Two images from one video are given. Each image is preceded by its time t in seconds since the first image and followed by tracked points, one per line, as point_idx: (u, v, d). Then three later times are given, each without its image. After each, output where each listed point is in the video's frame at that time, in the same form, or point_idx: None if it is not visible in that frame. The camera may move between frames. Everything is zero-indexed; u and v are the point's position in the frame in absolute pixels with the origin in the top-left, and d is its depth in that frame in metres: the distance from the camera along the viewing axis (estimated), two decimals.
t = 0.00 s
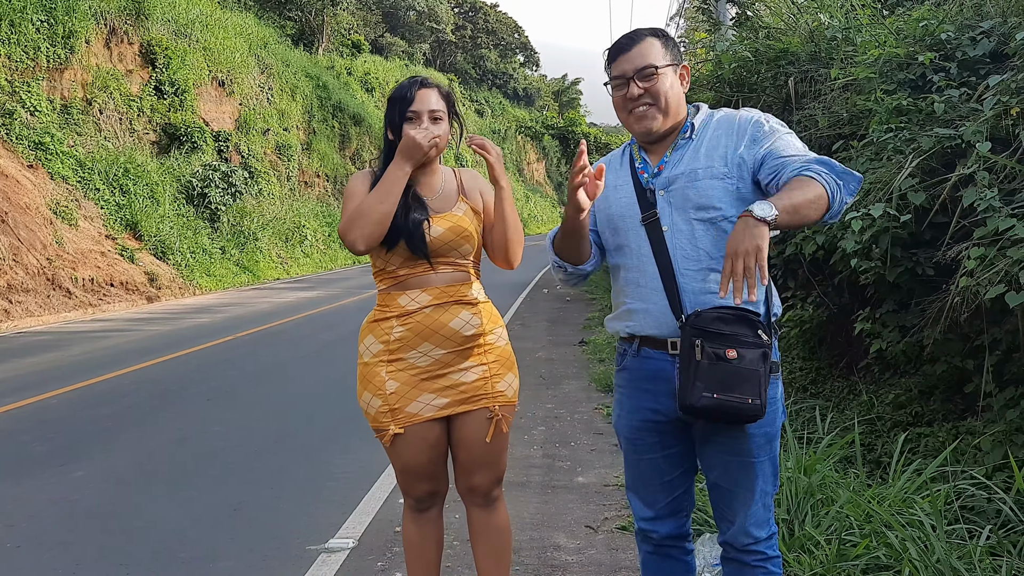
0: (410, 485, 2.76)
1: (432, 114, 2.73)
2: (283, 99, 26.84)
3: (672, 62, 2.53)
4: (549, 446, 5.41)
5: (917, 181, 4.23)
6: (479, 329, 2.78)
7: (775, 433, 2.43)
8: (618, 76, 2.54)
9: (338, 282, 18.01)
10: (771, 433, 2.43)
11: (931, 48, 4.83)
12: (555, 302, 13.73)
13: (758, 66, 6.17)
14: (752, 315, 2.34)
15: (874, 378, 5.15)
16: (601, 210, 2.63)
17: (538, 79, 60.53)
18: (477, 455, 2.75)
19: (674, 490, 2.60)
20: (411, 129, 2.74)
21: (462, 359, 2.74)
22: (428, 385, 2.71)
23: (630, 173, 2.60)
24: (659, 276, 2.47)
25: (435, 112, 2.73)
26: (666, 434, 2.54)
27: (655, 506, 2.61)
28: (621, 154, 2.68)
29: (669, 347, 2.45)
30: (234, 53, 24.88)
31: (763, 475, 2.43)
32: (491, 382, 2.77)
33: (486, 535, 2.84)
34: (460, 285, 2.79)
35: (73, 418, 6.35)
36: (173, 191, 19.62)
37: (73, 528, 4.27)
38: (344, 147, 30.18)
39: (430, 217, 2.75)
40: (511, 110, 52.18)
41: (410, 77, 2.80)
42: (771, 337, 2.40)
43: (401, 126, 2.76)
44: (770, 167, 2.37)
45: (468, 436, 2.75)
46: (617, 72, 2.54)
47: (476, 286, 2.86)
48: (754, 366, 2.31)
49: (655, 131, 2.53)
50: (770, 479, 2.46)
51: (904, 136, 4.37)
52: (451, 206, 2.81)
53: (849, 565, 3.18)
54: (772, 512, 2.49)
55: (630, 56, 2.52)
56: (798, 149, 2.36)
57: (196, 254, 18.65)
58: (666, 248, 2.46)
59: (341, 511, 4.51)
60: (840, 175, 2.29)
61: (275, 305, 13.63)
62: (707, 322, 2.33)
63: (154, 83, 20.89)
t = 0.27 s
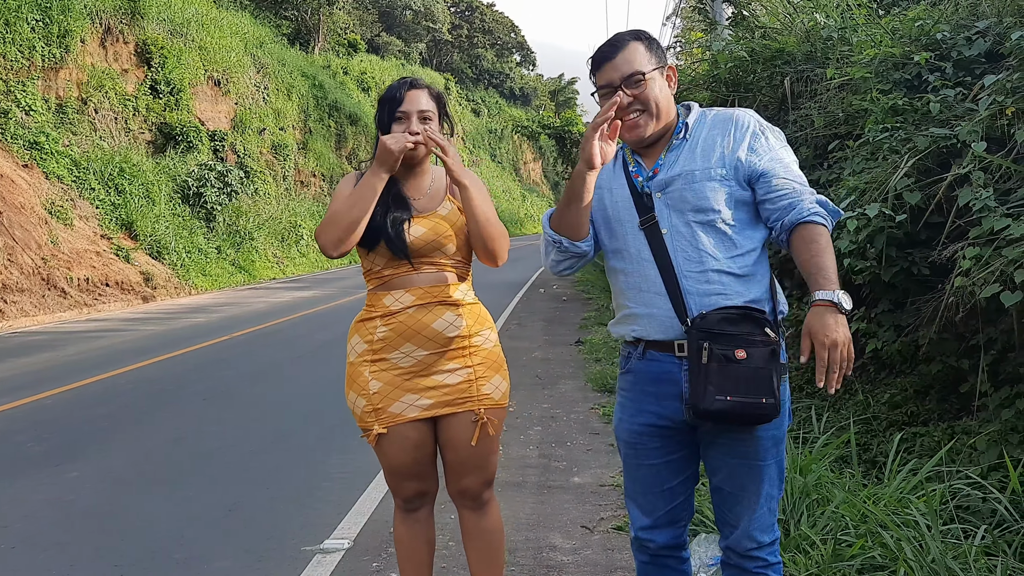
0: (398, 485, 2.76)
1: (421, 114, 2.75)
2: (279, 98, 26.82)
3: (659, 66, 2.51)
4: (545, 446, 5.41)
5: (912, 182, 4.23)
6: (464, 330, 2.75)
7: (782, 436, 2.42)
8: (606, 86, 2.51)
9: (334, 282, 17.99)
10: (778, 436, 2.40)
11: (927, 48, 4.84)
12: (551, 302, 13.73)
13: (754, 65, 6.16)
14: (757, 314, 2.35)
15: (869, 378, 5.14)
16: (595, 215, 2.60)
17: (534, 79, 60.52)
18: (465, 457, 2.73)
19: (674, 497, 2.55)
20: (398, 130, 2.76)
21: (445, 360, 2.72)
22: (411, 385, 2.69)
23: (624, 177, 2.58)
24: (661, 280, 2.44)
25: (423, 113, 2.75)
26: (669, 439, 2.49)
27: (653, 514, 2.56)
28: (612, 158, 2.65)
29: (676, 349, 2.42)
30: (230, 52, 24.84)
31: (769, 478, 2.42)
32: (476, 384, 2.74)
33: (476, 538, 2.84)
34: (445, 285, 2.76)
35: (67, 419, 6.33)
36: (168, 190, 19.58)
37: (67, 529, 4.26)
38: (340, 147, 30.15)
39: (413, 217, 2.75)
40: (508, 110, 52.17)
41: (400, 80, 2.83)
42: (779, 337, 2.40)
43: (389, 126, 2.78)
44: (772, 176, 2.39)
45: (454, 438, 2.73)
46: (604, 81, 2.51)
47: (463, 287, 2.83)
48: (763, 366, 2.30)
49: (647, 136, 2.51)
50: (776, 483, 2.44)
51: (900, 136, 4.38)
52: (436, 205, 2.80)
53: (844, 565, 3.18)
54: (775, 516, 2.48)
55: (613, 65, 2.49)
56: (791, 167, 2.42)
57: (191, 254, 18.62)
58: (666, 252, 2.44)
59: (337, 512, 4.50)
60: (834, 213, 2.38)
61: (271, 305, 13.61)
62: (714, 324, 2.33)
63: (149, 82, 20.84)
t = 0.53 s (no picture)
0: (378, 487, 2.75)
1: (405, 116, 2.73)
2: (273, 98, 26.77)
3: (662, 65, 2.47)
4: (539, 446, 5.41)
5: (905, 182, 4.25)
6: (440, 333, 2.73)
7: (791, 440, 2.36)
8: (609, 83, 2.45)
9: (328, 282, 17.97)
10: (787, 438, 2.34)
11: (919, 49, 4.85)
12: (546, 302, 13.74)
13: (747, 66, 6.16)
14: (769, 315, 2.32)
15: (862, 377, 5.16)
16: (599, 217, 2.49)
17: (529, 78, 60.50)
18: (444, 461, 2.68)
19: (675, 504, 2.47)
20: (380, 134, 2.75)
21: (420, 362, 2.69)
22: (385, 387, 2.68)
23: (626, 178, 2.48)
24: (673, 283, 2.35)
25: (406, 116, 2.73)
26: (674, 444, 2.42)
27: (652, 521, 2.48)
28: (611, 159, 2.56)
29: (686, 352, 2.33)
30: (224, 51, 24.78)
31: (777, 483, 2.35)
32: (452, 387, 2.70)
33: (461, 545, 2.76)
34: (422, 289, 2.75)
35: (59, 419, 6.31)
36: (161, 190, 19.53)
37: (58, 530, 4.24)
38: (334, 146, 30.11)
39: (390, 222, 2.73)
40: (502, 109, 52.17)
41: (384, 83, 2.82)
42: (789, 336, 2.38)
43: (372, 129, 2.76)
44: (781, 177, 2.37)
45: (432, 440, 2.69)
46: (608, 77, 2.45)
47: (441, 291, 2.81)
48: (779, 368, 2.27)
49: (652, 138, 2.45)
50: (783, 488, 2.38)
51: (892, 136, 4.39)
52: (415, 209, 2.77)
53: (836, 565, 3.18)
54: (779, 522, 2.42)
55: (620, 61, 2.44)
56: (797, 169, 2.41)
57: (184, 253, 18.56)
58: (677, 253, 2.36)
59: (330, 513, 4.49)
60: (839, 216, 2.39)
61: (265, 304, 13.59)
62: (729, 326, 2.27)
63: (142, 81, 20.77)
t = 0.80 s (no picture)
0: (364, 485, 2.75)
1: (388, 118, 2.72)
2: (265, 96, 26.74)
3: (669, 60, 2.45)
4: (531, 445, 5.42)
5: (895, 181, 4.27)
6: (421, 331, 2.70)
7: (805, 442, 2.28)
8: (617, 69, 2.42)
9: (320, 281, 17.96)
10: (801, 440, 2.25)
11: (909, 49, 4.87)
12: (538, 301, 13.76)
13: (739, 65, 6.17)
14: (786, 315, 2.23)
15: (853, 375, 5.16)
16: (607, 223, 2.37)
17: (522, 77, 60.52)
18: (417, 454, 2.61)
19: (677, 512, 2.30)
20: (363, 135, 2.73)
21: (401, 359, 2.67)
22: (365, 384, 2.67)
23: (633, 181, 2.36)
24: (692, 288, 2.24)
25: (390, 117, 2.72)
26: (685, 445, 2.28)
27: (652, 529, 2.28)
28: (612, 161, 2.45)
29: (705, 353, 2.22)
30: (217, 50, 24.73)
31: (787, 485, 2.27)
32: (431, 379, 2.67)
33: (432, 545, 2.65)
34: (404, 288, 2.73)
35: (48, 419, 6.28)
36: (154, 189, 19.49)
37: (48, 530, 4.23)
38: (327, 145, 30.09)
39: (372, 222, 2.72)
40: (495, 109, 52.19)
41: (367, 83, 2.81)
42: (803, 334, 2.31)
43: (355, 130, 2.75)
44: (788, 178, 2.32)
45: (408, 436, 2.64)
46: (615, 66, 2.42)
47: (425, 289, 2.79)
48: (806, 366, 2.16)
49: (658, 130, 2.39)
50: (790, 491, 2.29)
51: (883, 136, 4.42)
52: (397, 208, 2.75)
53: (825, 563, 3.20)
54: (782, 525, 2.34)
55: (624, 53, 2.42)
56: (802, 170, 2.38)
57: (177, 252, 18.53)
58: (692, 257, 2.25)
59: (321, 512, 4.49)
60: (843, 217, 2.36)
61: (257, 303, 13.57)
62: (751, 327, 2.17)
63: (134, 79, 20.69)
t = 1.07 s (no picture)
0: (348, 489, 2.73)
1: (371, 120, 2.71)
2: (256, 96, 26.67)
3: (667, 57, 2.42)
4: (522, 447, 5.41)
5: (884, 183, 4.29)
6: (407, 336, 2.69)
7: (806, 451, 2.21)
8: (620, 57, 2.39)
9: (311, 282, 17.93)
10: (801, 451, 2.18)
11: (898, 51, 4.89)
12: (530, 302, 13.77)
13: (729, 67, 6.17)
14: (790, 319, 2.15)
15: (842, 378, 5.17)
16: (603, 225, 2.29)
17: (514, 78, 60.53)
18: (396, 460, 2.60)
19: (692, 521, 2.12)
20: (347, 138, 2.72)
21: (386, 364, 2.66)
22: (350, 389, 2.66)
23: (629, 183, 2.29)
24: (692, 292, 2.16)
25: (373, 119, 2.71)
26: (695, 449, 2.15)
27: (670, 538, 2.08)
28: (607, 165, 2.39)
29: (707, 359, 2.13)
30: (207, 49, 24.65)
31: (787, 494, 2.20)
32: (414, 386, 2.66)
33: (398, 554, 2.62)
34: (391, 292, 2.71)
35: (36, 421, 6.24)
36: (144, 189, 19.41)
37: (34, 533, 4.20)
38: (318, 145, 30.03)
39: (358, 226, 2.70)
40: (487, 109, 52.19)
41: (350, 87, 2.79)
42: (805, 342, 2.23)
43: (338, 133, 2.74)
44: (784, 183, 2.28)
45: (389, 442, 2.62)
46: (621, 54, 2.40)
47: (411, 293, 2.77)
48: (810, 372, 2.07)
49: (654, 113, 2.33)
50: (789, 500, 2.23)
51: (872, 138, 4.42)
52: (382, 212, 2.74)
53: (814, 567, 3.20)
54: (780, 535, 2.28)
55: (625, 49, 2.42)
56: (800, 181, 2.33)
57: (166, 253, 18.46)
58: (691, 260, 2.18)
59: (310, 515, 4.47)
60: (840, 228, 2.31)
61: (247, 304, 13.54)
62: (752, 331, 2.09)
63: (124, 79, 20.61)
